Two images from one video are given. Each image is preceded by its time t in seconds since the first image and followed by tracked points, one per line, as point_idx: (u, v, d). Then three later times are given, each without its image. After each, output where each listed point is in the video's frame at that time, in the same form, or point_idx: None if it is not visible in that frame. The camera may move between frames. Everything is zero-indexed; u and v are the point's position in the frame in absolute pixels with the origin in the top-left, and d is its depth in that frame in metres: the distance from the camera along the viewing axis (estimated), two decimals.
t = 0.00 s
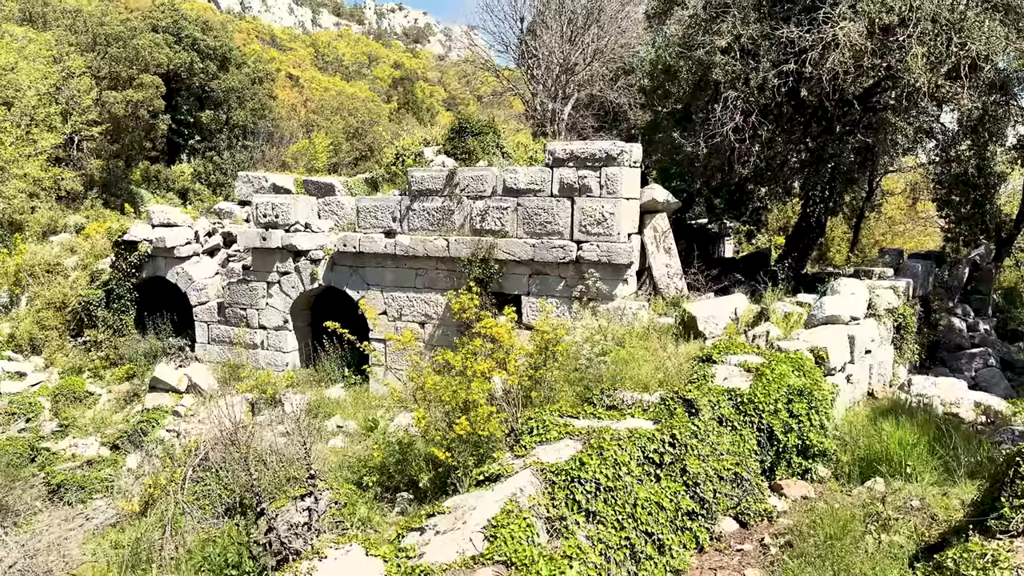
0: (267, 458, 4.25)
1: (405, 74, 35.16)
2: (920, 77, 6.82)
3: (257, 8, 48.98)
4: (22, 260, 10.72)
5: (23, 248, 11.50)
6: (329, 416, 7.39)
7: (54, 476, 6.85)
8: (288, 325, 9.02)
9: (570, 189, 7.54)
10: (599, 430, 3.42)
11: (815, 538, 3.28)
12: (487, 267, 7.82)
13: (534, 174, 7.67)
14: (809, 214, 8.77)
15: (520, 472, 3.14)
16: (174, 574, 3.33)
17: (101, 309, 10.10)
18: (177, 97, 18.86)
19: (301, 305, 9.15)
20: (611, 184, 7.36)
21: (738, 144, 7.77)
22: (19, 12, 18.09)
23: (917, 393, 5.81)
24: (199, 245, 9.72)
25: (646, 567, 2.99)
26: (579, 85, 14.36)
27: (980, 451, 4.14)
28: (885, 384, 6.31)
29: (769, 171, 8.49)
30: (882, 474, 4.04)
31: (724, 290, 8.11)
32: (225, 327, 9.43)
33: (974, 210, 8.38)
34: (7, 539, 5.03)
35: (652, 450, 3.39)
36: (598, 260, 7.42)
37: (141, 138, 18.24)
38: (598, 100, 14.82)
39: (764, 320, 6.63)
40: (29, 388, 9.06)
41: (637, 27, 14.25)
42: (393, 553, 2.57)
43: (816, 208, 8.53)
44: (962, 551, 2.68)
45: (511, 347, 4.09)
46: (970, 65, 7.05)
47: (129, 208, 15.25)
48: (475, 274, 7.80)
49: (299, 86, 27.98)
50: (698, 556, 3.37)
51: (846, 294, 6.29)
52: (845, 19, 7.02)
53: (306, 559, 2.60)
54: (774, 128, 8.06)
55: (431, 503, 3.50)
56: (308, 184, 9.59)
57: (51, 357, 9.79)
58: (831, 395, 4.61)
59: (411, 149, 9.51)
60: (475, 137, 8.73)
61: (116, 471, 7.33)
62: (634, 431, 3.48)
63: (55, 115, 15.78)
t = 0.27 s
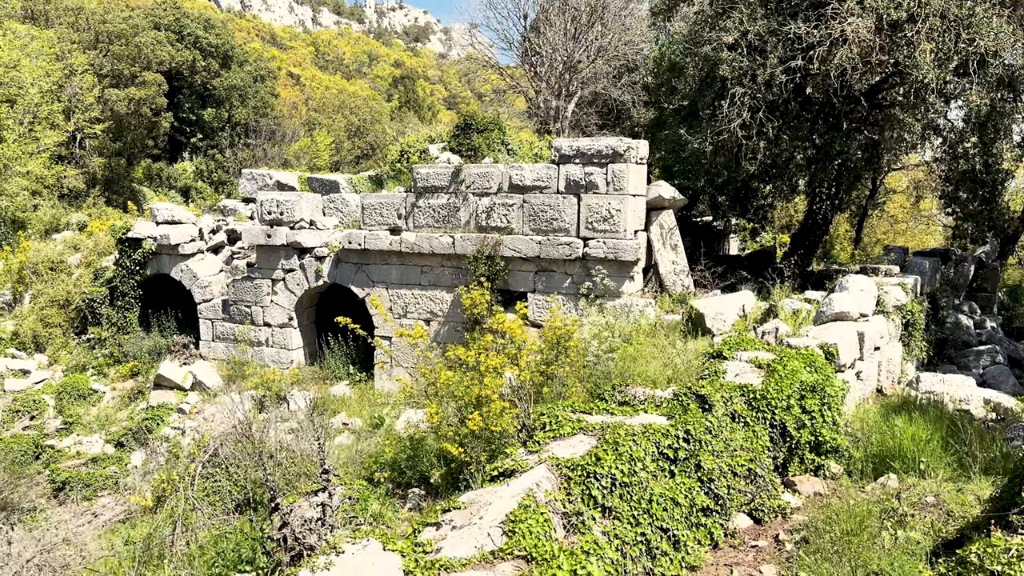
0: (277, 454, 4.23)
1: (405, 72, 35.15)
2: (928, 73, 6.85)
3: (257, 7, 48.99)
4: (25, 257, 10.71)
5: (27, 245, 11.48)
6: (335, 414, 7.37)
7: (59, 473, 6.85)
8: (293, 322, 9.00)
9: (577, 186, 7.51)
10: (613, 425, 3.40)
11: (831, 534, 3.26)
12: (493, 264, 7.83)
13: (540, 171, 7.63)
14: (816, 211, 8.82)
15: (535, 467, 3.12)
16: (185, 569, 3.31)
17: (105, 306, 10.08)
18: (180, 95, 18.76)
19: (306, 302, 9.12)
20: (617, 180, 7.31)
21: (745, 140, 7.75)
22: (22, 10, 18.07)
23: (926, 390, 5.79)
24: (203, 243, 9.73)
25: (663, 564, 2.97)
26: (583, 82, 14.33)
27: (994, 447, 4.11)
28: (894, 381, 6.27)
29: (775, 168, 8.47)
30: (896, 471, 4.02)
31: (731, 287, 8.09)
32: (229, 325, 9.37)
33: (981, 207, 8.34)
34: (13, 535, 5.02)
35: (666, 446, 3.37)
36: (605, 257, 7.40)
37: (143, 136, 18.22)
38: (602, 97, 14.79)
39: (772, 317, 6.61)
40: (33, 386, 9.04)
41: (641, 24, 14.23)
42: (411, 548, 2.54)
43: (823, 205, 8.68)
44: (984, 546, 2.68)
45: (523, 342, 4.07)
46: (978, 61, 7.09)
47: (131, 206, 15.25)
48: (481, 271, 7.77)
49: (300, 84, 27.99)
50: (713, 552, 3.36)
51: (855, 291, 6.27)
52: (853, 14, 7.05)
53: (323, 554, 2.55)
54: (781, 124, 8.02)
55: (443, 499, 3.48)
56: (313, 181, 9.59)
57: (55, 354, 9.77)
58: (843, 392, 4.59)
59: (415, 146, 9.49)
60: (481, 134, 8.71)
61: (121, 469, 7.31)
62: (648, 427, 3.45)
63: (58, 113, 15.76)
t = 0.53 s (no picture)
0: (286, 451, 4.20)
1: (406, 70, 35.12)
2: (938, 69, 6.81)
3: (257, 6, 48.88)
4: (28, 254, 10.67)
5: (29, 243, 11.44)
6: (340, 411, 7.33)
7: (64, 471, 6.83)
8: (298, 320, 8.97)
9: (583, 183, 7.47)
10: (628, 422, 3.38)
11: (849, 531, 3.23)
12: (499, 261, 7.77)
13: (546, 167, 7.62)
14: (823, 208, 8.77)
15: (551, 464, 3.10)
16: (195, 567, 3.28)
17: (109, 304, 10.05)
18: (182, 92, 18.69)
19: (310, 299, 9.10)
20: (624, 177, 7.28)
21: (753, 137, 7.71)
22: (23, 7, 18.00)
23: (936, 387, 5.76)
24: (207, 240, 9.69)
25: (680, 561, 2.94)
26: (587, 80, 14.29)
27: (1010, 443, 4.09)
28: (903, 378, 6.25)
29: (782, 165, 8.43)
30: (910, 468, 3.99)
31: (738, 285, 8.04)
32: (234, 323, 9.33)
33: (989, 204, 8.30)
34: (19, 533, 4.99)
35: (681, 443, 3.34)
36: (612, 254, 7.37)
37: (145, 134, 18.18)
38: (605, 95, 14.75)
39: (780, 314, 6.58)
40: (37, 384, 9.02)
41: (645, 22, 14.19)
42: (428, 545, 2.53)
43: (829, 202, 8.57)
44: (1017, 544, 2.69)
45: (535, 339, 4.04)
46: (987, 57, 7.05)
47: (134, 204, 15.21)
48: (486, 268, 7.75)
49: (301, 83, 27.95)
50: (728, 550, 3.33)
51: (864, 287, 6.25)
52: (862, 10, 7.00)
53: (340, 550, 2.53)
54: (788, 121, 7.98)
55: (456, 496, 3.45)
56: (316, 179, 9.56)
57: (58, 352, 9.74)
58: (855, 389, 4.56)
59: (420, 142, 9.46)
60: (486, 131, 8.67)
61: (125, 467, 7.29)
62: (662, 423, 3.43)
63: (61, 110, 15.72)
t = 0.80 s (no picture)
0: (293, 448, 4.16)
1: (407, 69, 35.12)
2: (947, 64, 6.76)
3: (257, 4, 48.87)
4: (30, 252, 10.63)
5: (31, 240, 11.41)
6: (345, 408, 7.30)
7: (66, 469, 6.79)
8: (302, 317, 8.93)
9: (589, 179, 7.43)
10: (641, 418, 3.34)
11: (865, 528, 3.19)
12: (504, 258, 7.74)
13: (552, 164, 7.58)
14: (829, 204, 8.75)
15: (564, 459, 3.06)
16: (202, 564, 3.24)
17: (111, 301, 10.02)
18: (183, 90, 18.66)
19: (313, 297, 9.06)
20: (630, 173, 7.24)
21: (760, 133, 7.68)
22: (24, 4, 17.96)
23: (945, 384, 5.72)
24: (210, 237, 9.65)
25: (694, 558, 2.90)
26: (590, 77, 14.23)
27: None
28: (911, 375, 6.22)
29: (788, 161, 8.39)
30: (924, 465, 3.96)
31: (744, 281, 8.00)
32: (237, 320, 9.31)
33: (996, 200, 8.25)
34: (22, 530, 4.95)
35: (695, 439, 3.30)
36: (618, 251, 7.33)
37: (147, 131, 18.14)
38: (608, 92, 14.70)
39: (788, 311, 6.53)
40: (39, 381, 8.98)
41: (648, 18, 14.14)
42: (442, 541, 2.51)
43: (835, 198, 8.61)
44: None
45: (546, 334, 4.00)
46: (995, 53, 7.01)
47: (135, 202, 15.17)
48: (491, 265, 7.71)
49: (302, 81, 27.92)
50: (742, 547, 3.29)
51: (873, 284, 6.21)
52: (870, 5, 6.95)
53: (354, 546, 2.52)
54: (795, 117, 7.93)
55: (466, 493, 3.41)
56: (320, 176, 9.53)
57: (60, 349, 9.71)
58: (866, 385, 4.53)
59: (424, 139, 9.41)
60: (491, 127, 8.62)
61: (129, 465, 7.25)
62: (676, 419, 3.39)
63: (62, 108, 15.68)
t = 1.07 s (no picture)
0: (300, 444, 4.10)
1: (408, 67, 35.05)
2: (958, 57, 6.71)
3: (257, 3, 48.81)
4: (32, 248, 10.57)
5: (33, 236, 11.35)
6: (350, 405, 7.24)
7: (69, 466, 6.74)
8: (305, 314, 8.87)
9: (596, 174, 7.37)
10: (657, 412, 3.28)
11: (886, 524, 3.13)
12: (510, 254, 7.67)
13: (558, 159, 7.51)
14: (836, 200, 8.74)
15: (581, 455, 3.00)
16: (210, 561, 3.18)
17: (114, 297, 9.95)
18: (185, 87, 18.62)
19: (317, 293, 9.00)
20: (638, 168, 7.17)
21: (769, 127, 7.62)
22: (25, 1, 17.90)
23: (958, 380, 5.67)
24: (214, 233, 9.59)
25: (712, 555, 2.84)
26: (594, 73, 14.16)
27: None
28: (922, 372, 6.17)
29: (796, 156, 8.33)
30: (942, 461, 3.90)
31: (753, 277, 7.94)
32: (240, 316, 9.24)
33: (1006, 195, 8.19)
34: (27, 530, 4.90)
35: (713, 434, 3.24)
36: (625, 246, 7.26)
37: (149, 128, 18.07)
38: (612, 89, 14.63)
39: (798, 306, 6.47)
40: (41, 378, 8.93)
41: (652, 14, 14.08)
42: (459, 537, 2.46)
43: (843, 194, 8.53)
44: None
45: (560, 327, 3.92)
46: (1007, 46, 6.96)
47: (137, 199, 15.12)
48: (497, 261, 7.64)
49: (303, 79, 27.85)
50: (760, 544, 3.23)
51: (884, 279, 6.16)
52: None
53: (370, 543, 2.51)
54: (804, 111, 7.88)
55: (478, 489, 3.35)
56: (323, 171, 9.47)
57: (62, 346, 9.65)
58: (882, 380, 4.46)
59: (429, 134, 9.35)
60: (496, 122, 8.55)
61: (132, 462, 7.19)
62: (693, 414, 3.32)
63: (64, 104, 15.60)
